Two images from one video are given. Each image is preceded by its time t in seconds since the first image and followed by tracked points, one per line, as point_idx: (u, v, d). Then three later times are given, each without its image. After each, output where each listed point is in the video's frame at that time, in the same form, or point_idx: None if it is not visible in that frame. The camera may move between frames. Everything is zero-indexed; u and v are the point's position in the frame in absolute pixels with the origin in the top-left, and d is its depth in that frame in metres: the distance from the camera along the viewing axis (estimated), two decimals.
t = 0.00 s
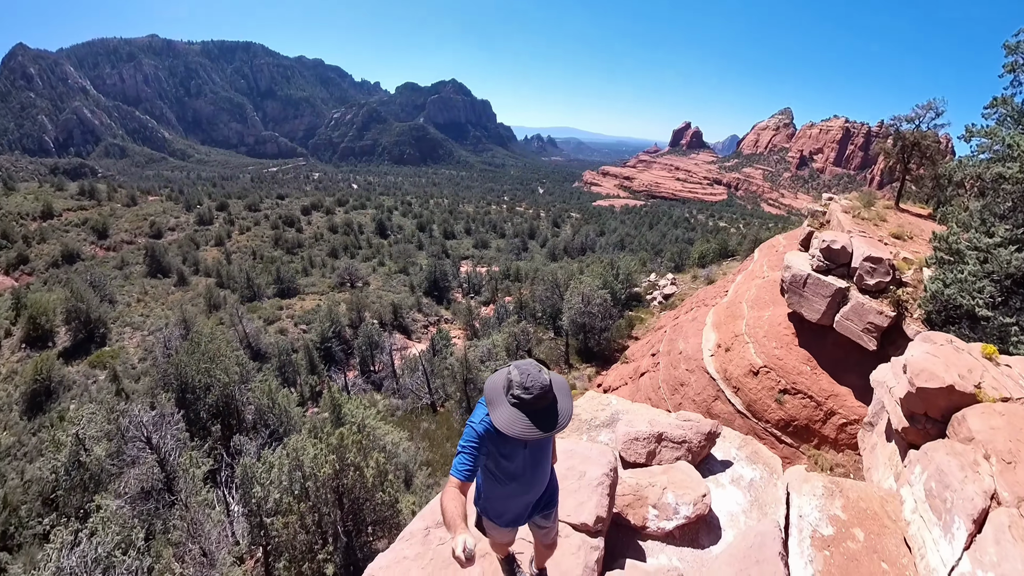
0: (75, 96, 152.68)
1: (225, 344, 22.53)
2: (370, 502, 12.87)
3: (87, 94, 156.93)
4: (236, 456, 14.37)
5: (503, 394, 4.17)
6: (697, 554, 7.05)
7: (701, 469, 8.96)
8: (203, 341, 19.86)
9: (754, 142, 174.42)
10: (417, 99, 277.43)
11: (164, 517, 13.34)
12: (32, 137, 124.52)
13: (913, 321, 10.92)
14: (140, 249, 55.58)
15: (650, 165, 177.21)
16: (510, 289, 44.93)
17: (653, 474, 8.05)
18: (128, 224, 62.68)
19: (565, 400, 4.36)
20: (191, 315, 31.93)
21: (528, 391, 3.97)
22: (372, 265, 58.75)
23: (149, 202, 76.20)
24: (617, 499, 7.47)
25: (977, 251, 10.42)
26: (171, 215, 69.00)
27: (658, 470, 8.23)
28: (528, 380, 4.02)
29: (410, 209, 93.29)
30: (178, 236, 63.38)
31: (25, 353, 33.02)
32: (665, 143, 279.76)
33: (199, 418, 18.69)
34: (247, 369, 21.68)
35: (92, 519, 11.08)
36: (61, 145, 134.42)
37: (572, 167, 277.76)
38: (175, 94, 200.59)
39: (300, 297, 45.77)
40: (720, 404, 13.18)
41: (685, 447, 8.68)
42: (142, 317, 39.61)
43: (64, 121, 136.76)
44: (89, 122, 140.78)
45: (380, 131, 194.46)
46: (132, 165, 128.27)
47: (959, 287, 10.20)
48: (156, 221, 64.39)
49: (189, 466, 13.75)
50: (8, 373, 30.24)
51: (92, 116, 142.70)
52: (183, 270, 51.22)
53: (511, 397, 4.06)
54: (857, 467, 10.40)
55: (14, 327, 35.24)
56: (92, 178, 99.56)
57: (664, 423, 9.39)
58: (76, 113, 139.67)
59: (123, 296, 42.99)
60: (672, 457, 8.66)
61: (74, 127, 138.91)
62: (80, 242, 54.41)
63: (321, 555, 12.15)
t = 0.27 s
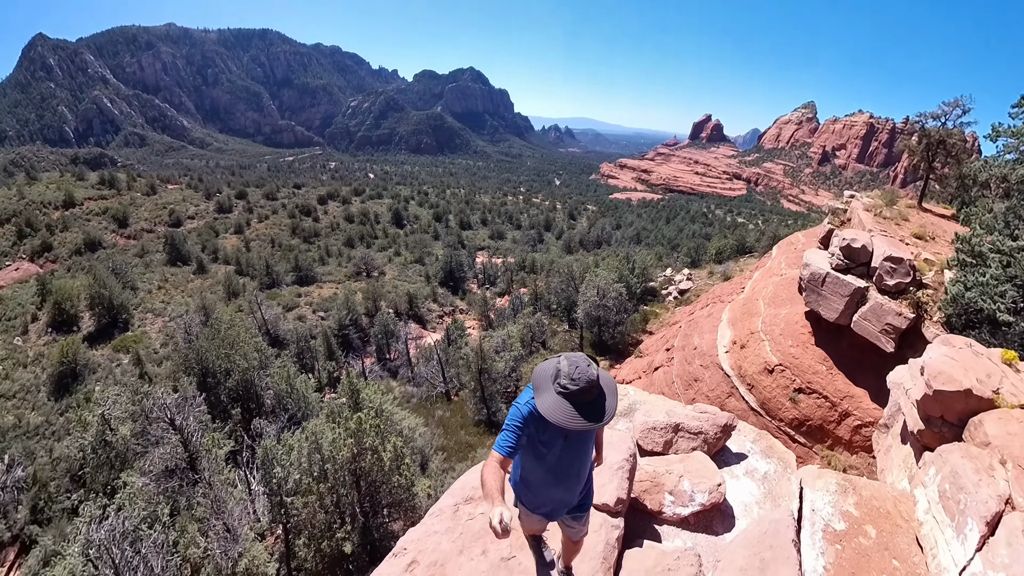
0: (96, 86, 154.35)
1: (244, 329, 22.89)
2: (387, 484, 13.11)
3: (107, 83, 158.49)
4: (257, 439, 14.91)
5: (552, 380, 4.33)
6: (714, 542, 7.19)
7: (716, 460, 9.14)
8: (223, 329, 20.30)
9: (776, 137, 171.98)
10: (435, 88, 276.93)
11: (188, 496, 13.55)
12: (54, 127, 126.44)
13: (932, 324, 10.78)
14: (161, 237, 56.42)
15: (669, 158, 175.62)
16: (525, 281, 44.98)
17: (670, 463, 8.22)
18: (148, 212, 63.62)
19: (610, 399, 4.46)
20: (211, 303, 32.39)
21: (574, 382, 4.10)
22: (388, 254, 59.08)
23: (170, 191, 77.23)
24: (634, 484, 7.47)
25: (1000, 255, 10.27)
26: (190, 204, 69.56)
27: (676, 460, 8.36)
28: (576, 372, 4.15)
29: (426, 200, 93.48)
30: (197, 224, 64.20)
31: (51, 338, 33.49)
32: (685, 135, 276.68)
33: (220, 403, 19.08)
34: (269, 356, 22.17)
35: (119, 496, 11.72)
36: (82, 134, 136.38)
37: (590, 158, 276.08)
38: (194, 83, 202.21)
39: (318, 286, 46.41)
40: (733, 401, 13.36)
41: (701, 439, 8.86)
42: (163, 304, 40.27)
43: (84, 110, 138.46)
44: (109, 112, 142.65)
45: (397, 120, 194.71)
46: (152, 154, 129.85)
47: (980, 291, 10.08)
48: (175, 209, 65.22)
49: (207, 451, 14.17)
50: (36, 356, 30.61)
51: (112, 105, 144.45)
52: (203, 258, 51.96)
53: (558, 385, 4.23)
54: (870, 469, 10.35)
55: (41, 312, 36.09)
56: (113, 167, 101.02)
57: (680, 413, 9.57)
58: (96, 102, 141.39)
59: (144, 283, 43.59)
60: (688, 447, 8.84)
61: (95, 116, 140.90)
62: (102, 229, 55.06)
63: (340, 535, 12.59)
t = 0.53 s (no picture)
0: (106, 75, 154.57)
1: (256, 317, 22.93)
2: (398, 468, 13.78)
3: (115, 71, 158.14)
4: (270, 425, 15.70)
5: (599, 372, 4.47)
6: (723, 525, 7.45)
7: (727, 449, 9.31)
8: (238, 317, 20.63)
9: (791, 128, 169.96)
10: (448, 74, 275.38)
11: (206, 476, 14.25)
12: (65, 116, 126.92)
13: (944, 322, 10.69)
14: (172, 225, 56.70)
15: (683, 147, 174.01)
16: (535, 271, 45.05)
17: (682, 449, 8.40)
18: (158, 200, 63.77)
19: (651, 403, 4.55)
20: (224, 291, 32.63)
21: (619, 378, 4.24)
22: (398, 243, 59.27)
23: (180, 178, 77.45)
24: (648, 467, 7.69)
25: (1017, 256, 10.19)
26: (201, 191, 69.68)
27: (689, 446, 8.61)
28: (622, 368, 4.28)
29: (436, 188, 93.39)
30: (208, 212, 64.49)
31: (67, 326, 34.33)
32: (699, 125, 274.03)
33: (235, 387, 19.47)
34: (283, 341, 22.46)
35: (137, 476, 12.30)
36: (93, 123, 136.90)
37: (603, 147, 274.28)
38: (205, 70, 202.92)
39: (329, 275, 46.82)
40: (741, 394, 13.53)
41: (713, 427, 9.10)
42: (176, 291, 40.58)
43: (95, 99, 138.94)
44: (117, 100, 142.30)
45: (408, 107, 193.81)
46: (163, 142, 130.34)
47: (994, 290, 10.00)
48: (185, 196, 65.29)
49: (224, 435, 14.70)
50: (53, 343, 31.38)
51: (121, 93, 144.45)
52: (215, 246, 52.40)
53: (602, 378, 4.38)
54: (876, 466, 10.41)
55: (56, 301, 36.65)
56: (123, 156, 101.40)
57: (694, 402, 9.71)
58: (104, 91, 141.31)
59: (157, 271, 43.93)
60: (700, 435, 9.10)
61: (104, 105, 141.15)
62: (115, 219, 55.51)
63: (353, 515, 13.41)
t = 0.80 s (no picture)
0: (66, 61, 148.99)
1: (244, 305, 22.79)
2: (394, 443, 14.29)
3: (77, 55, 152.69)
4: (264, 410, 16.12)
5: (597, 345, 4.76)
6: (709, 479, 7.76)
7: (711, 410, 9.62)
8: (225, 303, 20.54)
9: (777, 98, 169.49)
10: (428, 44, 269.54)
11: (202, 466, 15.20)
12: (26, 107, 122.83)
13: (921, 294, 11.09)
14: (147, 215, 55.98)
15: (667, 117, 172.92)
16: (520, 246, 45.06)
17: (669, 410, 8.70)
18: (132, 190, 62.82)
19: (648, 376, 4.84)
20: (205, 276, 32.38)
21: (616, 352, 4.54)
22: (381, 222, 58.89)
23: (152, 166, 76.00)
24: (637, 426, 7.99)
25: (995, 231, 10.50)
26: (174, 178, 68.39)
27: (676, 405, 8.86)
28: (619, 343, 4.58)
29: (416, 163, 92.24)
30: (183, 199, 63.55)
31: (48, 327, 35.24)
32: (684, 94, 272.19)
33: (225, 375, 19.77)
34: (270, 326, 22.62)
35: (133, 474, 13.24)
36: (58, 113, 132.76)
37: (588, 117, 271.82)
38: (168, 46, 196.70)
39: (312, 256, 46.63)
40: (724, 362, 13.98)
41: (699, 389, 9.43)
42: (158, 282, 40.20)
43: (58, 86, 134.59)
44: (81, 86, 137.54)
45: (387, 78, 189.74)
46: (132, 129, 126.85)
47: (972, 263, 10.32)
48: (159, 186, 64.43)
49: (219, 425, 15.36)
50: (33, 348, 32.28)
51: (84, 79, 139.87)
52: (193, 234, 51.79)
53: (600, 352, 4.68)
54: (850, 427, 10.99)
55: (34, 303, 37.53)
56: (91, 145, 98.65)
57: (681, 366, 10.02)
58: (67, 76, 136.46)
59: (136, 264, 43.56)
60: (687, 397, 9.45)
61: (66, 92, 136.48)
62: (88, 214, 54.85)
63: (352, 489, 13.99)
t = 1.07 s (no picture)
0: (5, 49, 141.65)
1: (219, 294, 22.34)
2: (383, 414, 14.30)
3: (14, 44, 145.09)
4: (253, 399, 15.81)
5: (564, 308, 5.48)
6: (681, 421, 8.92)
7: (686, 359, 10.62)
8: (196, 296, 19.94)
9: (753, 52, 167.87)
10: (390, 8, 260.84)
11: (194, 458, 14.73)
12: None
13: (889, 254, 11.17)
14: (107, 212, 54.54)
15: (642, 70, 170.23)
16: (494, 215, 44.53)
17: (648, 360, 9.84)
18: (90, 186, 60.86)
19: (610, 331, 5.56)
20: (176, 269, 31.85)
21: (583, 315, 5.25)
22: (351, 198, 57.79)
23: (105, 158, 73.43)
24: (619, 376, 9.14)
25: (962, 191, 10.57)
26: (132, 170, 66.36)
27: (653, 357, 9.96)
28: (583, 306, 5.30)
29: (380, 132, 89.90)
30: (143, 190, 61.78)
31: (18, 339, 34.62)
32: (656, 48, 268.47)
33: (207, 367, 19.27)
34: (245, 314, 22.08)
35: (124, 471, 12.63)
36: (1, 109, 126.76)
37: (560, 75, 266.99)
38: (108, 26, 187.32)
39: (283, 238, 45.82)
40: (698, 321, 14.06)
41: (674, 341, 10.40)
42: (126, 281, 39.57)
43: None
44: (22, 78, 131.46)
45: (349, 46, 183.44)
46: (79, 120, 121.97)
47: (939, 223, 10.48)
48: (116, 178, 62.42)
49: (207, 417, 15.06)
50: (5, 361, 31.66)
51: (25, 72, 133.63)
52: (158, 227, 50.54)
53: (567, 316, 5.40)
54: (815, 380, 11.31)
55: None
56: (38, 142, 94.75)
57: (658, 320, 11.02)
58: (6, 68, 130.08)
59: (101, 263, 42.63)
60: (663, 348, 10.42)
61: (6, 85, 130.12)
62: (45, 216, 53.31)
63: (347, 461, 14.07)
